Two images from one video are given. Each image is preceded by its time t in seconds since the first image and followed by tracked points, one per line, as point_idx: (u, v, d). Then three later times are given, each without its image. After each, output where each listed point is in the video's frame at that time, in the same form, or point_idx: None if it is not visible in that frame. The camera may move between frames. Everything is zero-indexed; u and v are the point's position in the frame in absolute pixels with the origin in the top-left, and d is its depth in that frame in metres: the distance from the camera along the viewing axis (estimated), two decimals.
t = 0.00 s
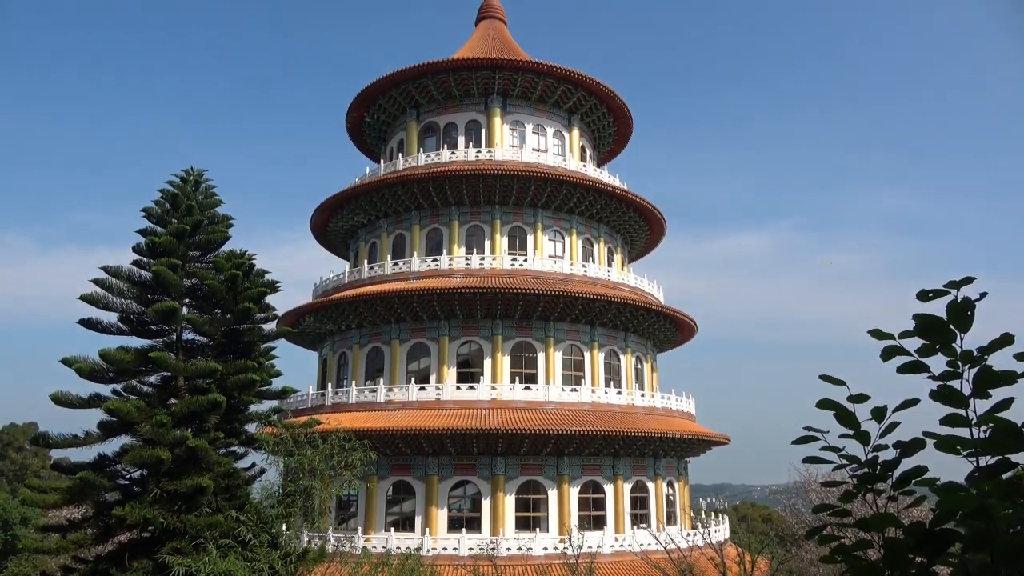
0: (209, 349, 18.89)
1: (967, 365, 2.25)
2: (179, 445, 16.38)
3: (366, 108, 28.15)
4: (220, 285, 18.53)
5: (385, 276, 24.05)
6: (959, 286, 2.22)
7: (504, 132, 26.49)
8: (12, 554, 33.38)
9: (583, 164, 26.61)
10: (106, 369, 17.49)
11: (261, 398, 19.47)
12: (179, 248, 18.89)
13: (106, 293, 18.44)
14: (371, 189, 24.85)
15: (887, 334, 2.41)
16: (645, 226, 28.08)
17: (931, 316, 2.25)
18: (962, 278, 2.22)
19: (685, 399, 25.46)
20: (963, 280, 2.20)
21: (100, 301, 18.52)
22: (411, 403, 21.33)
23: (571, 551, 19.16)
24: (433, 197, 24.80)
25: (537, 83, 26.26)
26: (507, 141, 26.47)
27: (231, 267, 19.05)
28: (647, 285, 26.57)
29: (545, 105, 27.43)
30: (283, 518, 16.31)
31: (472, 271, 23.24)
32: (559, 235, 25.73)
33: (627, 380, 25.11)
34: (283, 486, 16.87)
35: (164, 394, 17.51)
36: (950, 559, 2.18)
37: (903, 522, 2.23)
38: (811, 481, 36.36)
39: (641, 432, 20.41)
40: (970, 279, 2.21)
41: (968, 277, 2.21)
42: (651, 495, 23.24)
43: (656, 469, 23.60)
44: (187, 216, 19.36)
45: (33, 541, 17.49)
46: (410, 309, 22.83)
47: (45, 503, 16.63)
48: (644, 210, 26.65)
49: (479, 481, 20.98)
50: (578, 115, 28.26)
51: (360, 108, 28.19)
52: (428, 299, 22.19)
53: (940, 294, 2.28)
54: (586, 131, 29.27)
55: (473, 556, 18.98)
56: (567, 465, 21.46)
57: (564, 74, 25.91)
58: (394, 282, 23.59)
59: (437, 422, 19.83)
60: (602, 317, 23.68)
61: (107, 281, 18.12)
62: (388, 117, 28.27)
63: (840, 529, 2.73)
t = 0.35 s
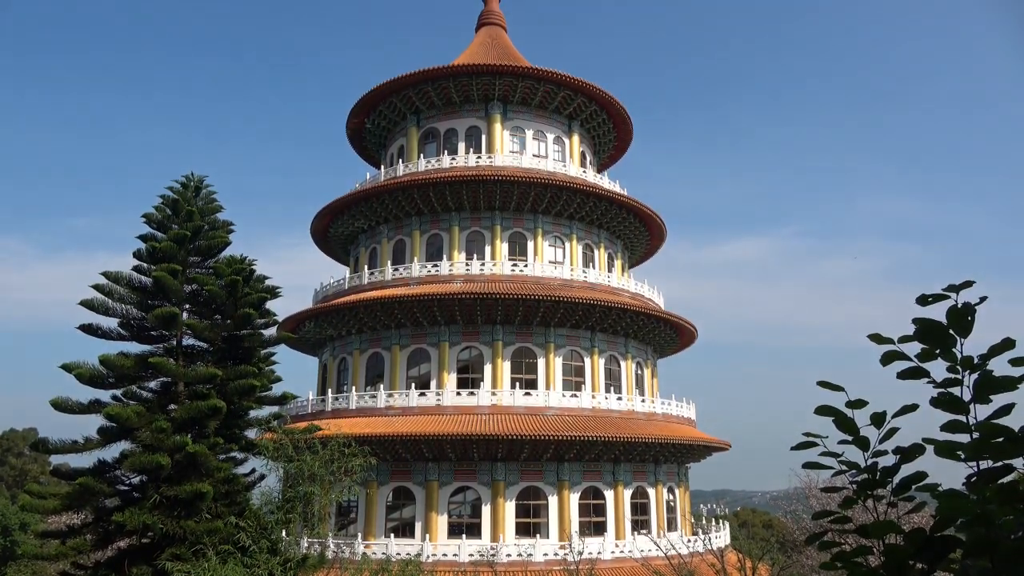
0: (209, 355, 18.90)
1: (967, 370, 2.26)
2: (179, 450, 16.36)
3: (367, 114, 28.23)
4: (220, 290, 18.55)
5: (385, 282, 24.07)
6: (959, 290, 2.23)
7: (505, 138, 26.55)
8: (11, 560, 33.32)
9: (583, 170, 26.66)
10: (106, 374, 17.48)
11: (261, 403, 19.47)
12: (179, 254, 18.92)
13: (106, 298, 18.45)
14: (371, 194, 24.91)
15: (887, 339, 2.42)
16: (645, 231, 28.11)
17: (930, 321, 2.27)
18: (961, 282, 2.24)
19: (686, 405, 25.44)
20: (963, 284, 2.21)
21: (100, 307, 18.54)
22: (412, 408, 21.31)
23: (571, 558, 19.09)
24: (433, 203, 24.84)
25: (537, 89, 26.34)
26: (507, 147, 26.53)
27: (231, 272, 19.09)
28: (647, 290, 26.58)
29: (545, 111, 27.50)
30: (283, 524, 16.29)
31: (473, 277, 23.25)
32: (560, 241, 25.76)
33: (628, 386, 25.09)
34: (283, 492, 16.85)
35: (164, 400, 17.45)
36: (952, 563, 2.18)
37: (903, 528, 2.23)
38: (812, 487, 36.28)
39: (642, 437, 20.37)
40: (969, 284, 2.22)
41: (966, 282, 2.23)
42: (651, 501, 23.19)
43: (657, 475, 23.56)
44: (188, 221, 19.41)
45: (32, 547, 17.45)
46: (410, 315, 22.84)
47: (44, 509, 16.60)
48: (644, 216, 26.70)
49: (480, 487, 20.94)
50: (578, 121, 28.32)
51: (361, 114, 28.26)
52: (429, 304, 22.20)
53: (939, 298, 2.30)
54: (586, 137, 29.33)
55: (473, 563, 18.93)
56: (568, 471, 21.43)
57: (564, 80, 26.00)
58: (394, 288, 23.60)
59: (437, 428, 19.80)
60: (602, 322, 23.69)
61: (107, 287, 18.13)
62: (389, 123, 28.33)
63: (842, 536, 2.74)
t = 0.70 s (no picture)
0: (210, 359, 18.91)
1: (969, 374, 2.26)
2: (179, 455, 16.32)
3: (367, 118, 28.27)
4: (221, 295, 18.56)
5: (385, 286, 24.08)
6: (960, 295, 2.23)
7: (505, 143, 26.59)
8: (10, 566, 33.31)
9: (583, 174, 26.69)
10: (106, 379, 17.47)
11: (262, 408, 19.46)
12: (180, 258, 18.94)
13: (106, 303, 18.45)
14: (372, 199, 24.94)
15: (888, 344, 2.41)
16: (645, 236, 28.12)
17: (932, 325, 2.26)
18: (963, 287, 2.23)
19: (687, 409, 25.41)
20: (965, 289, 2.21)
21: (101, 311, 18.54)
22: (412, 413, 21.30)
23: (572, 562, 19.02)
24: (434, 207, 24.87)
25: (538, 94, 26.39)
26: (508, 151, 26.56)
27: (232, 277, 19.11)
28: (647, 295, 26.57)
29: (545, 115, 27.55)
30: (283, 529, 16.13)
31: (473, 281, 23.26)
32: (560, 245, 25.77)
33: (629, 390, 25.05)
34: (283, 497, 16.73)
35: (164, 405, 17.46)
36: (955, 569, 2.16)
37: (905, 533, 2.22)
38: (813, 492, 36.21)
39: (643, 442, 20.32)
40: (971, 289, 2.22)
41: (969, 286, 2.22)
42: (652, 506, 23.15)
43: (658, 480, 23.52)
44: (189, 226, 19.44)
45: (32, 552, 17.44)
46: (411, 319, 22.84)
47: (44, 514, 16.58)
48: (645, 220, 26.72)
49: (480, 492, 20.90)
50: (578, 126, 28.36)
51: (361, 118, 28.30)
52: (429, 309, 22.20)
53: (941, 303, 2.29)
54: (586, 141, 29.38)
55: (473, 568, 18.88)
56: (568, 476, 21.39)
57: (565, 85, 26.05)
58: (394, 292, 23.61)
59: (438, 432, 19.77)
60: (603, 326, 23.68)
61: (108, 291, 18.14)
62: (389, 127, 28.37)
63: (843, 540, 2.72)
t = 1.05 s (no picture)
0: (209, 365, 18.90)
1: (968, 380, 2.27)
2: (178, 461, 16.29)
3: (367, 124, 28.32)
4: (221, 300, 18.55)
5: (385, 291, 24.09)
6: (959, 302, 2.24)
7: (505, 148, 26.63)
8: (9, 572, 33.20)
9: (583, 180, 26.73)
10: (106, 385, 17.44)
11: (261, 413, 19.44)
12: (179, 263, 18.95)
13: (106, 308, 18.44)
14: (372, 204, 24.96)
15: (888, 350, 2.42)
16: (645, 241, 28.15)
17: (931, 331, 2.27)
18: (962, 293, 2.24)
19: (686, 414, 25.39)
20: (963, 295, 2.22)
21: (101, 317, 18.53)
22: (412, 418, 21.28)
23: (572, 568, 18.98)
24: (434, 212, 24.89)
25: (537, 99, 26.45)
26: (507, 156, 26.60)
27: (231, 282, 19.13)
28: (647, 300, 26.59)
29: (545, 121, 27.61)
30: (281, 535, 16.22)
31: (473, 286, 23.26)
32: (560, 250, 25.79)
33: (628, 396, 25.04)
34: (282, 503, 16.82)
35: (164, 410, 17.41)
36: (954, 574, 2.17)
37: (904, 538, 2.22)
38: (813, 497, 36.15)
39: (642, 447, 20.29)
40: (970, 296, 2.23)
41: (967, 293, 2.23)
42: (652, 511, 23.11)
43: (658, 485, 23.48)
44: (189, 232, 19.47)
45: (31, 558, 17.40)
46: (411, 325, 22.83)
47: (43, 520, 16.54)
48: (644, 225, 26.75)
49: (480, 497, 20.87)
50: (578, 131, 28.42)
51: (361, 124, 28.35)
52: (429, 314, 22.19)
53: (940, 309, 2.30)
54: (586, 146, 29.43)
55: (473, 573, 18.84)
56: (568, 481, 21.35)
57: (564, 91, 26.12)
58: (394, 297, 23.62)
59: (437, 438, 19.74)
60: (603, 331, 23.68)
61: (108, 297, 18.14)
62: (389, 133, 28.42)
63: (844, 545, 2.72)
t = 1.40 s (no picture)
0: (209, 368, 18.89)
1: (967, 383, 2.27)
2: (178, 464, 16.27)
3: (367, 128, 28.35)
4: (221, 304, 18.54)
5: (385, 295, 24.09)
6: (959, 306, 2.24)
7: (505, 152, 26.66)
8: None
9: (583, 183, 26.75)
10: (105, 389, 17.41)
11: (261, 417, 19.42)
12: (179, 267, 18.95)
13: (106, 311, 18.43)
14: (371, 208, 24.96)
15: (887, 354, 2.42)
16: (644, 244, 28.16)
17: (931, 336, 2.27)
18: (962, 298, 2.24)
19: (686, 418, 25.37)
20: (963, 299, 2.22)
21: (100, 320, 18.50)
22: (411, 422, 21.26)
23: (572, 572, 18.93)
24: (434, 216, 24.91)
25: (537, 103, 26.50)
26: (507, 160, 26.62)
27: (231, 286, 19.13)
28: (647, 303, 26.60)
29: (545, 125, 27.65)
30: (282, 539, 16.27)
31: (473, 290, 23.26)
32: (560, 254, 25.80)
33: (628, 399, 25.03)
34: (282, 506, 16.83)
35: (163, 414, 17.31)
36: None
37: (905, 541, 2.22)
38: (814, 502, 36.08)
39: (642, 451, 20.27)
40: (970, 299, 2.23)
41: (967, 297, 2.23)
42: (652, 515, 23.08)
43: (658, 489, 23.43)
44: (189, 235, 19.48)
45: (30, 562, 17.35)
46: (411, 328, 22.82)
47: (42, 524, 16.50)
48: (644, 228, 26.76)
49: (480, 501, 20.84)
50: (578, 135, 28.45)
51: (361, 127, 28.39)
52: (429, 317, 22.18)
53: (939, 313, 2.30)
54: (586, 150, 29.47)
55: None
56: (568, 485, 21.32)
57: (564, 94, 26.17)
58: (394, 301, 23.62)
59: (437, 441, 19.71)
60: (602, 335, 23.67)
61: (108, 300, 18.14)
62: (389, 137, 28.45)
63: (844, 549, 2.71)
